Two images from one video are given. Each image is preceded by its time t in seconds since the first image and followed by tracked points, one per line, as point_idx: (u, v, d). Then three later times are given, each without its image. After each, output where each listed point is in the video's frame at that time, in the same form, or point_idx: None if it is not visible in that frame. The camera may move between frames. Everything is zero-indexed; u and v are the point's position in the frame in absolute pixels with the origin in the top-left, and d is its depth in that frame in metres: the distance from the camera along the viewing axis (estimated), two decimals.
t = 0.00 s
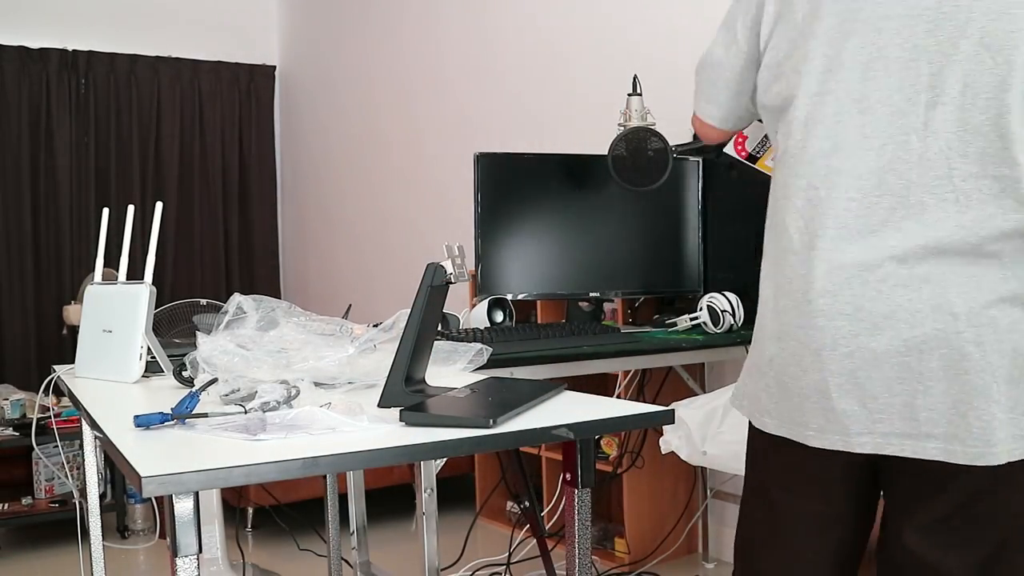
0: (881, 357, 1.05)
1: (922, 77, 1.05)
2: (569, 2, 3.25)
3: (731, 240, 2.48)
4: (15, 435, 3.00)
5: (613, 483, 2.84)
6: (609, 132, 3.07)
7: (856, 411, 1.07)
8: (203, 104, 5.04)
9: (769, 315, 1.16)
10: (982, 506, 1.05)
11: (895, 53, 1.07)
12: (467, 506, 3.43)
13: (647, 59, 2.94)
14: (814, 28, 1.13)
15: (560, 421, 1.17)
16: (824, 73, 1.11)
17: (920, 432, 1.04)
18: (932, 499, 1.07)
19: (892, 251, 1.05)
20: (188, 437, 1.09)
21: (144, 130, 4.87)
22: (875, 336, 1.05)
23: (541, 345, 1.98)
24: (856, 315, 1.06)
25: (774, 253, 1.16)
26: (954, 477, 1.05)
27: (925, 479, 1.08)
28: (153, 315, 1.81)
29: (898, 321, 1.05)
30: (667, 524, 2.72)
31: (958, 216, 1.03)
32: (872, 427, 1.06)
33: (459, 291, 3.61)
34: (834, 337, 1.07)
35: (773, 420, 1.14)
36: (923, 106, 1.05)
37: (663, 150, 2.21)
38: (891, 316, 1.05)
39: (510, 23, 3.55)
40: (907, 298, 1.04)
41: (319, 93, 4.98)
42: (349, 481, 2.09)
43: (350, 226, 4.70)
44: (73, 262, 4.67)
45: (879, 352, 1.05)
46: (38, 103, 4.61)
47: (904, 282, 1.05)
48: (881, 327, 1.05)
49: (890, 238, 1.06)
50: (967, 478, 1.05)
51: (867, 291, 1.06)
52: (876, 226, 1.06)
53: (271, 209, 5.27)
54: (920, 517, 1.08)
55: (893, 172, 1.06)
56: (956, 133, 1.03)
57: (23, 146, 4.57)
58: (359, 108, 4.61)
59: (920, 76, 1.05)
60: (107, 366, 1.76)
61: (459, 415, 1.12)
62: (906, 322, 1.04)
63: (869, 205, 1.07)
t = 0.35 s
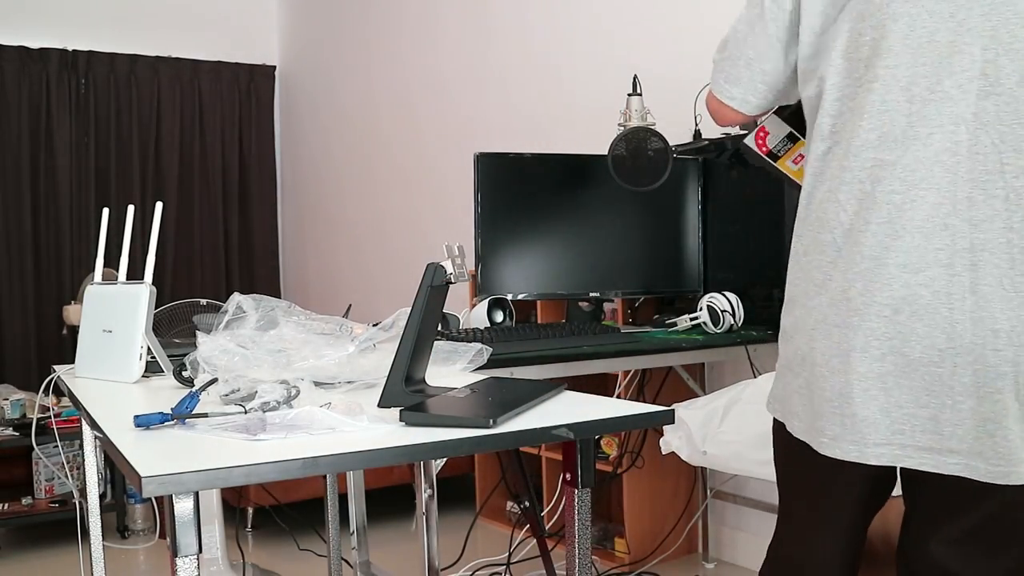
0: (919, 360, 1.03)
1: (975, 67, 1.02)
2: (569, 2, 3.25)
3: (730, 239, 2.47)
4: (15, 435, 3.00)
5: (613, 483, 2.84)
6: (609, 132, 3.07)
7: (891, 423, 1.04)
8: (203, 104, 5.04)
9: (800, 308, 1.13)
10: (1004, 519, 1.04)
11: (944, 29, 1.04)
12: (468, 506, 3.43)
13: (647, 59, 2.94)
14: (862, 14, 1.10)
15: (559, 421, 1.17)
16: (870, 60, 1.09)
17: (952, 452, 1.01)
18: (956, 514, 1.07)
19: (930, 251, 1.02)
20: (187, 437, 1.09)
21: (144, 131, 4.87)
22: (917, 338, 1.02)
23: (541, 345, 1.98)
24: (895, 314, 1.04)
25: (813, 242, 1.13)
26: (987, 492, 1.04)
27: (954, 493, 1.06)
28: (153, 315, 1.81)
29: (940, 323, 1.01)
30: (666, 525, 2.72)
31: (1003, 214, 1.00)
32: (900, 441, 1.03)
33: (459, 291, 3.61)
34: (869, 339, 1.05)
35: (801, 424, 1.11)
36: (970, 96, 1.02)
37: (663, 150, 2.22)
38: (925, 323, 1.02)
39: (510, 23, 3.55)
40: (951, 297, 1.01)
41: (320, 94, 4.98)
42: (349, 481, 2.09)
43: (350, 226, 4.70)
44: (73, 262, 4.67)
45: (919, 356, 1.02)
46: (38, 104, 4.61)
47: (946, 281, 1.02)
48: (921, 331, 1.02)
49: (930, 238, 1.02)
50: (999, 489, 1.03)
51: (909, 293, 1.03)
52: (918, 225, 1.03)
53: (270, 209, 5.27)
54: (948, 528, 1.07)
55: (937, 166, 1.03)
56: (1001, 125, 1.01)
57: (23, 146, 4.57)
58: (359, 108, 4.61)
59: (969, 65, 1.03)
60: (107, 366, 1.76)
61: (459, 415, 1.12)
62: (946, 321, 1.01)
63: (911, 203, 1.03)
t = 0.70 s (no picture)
0: (899, 334, 0.92)
1: (969, 38, 0.88)
2: (569, 2, 3.25)
3: (730, 241, 2.48)
4: (15, 435, 3.00)
5: (613, 483, 2.84)
6: (609, 131, 3.07)
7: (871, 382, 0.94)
8: (203, 104, 5.04)
9: (787, 259, 1.06)
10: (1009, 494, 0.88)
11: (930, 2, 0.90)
12: (468, 506, 3.43)
13: (647, 59, 2.94)
14: (850, 12, 0.96)
15: (560, 421, 1.17)
16: (855, 55, 0.96)
17: (933, 415, 0.90)
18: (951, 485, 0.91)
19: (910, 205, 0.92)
20: (187, 437, 1.09)
21: (144, 131, 4.87)
22: (899, 308, 0.92)
23: (541, 345, 1.98)
24: (876, 275, 0.95)
25: (798, 207, 1.05)
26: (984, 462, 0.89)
27: (947, 461, 0.91)
28: (153, 315, 1.81)
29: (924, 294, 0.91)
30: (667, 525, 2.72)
31: (996, 179, 0.87)
32: (882, 407, 0.93)
33: (459, 291, 3.61)
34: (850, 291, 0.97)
35: (788, 369, 1.04)
36: (965, 69, 0.88)
37: (663, 150, 2.22)
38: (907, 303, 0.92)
39: (510, 23, 3.55)
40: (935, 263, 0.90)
41: (319, 94, 4.98)
42: (349, 481, 2.09)
43: (350, 226, 4.70)
44: (72, 262, 4.67)
45: (904, 328, 0.92)
46: (38, 104, 4.61)
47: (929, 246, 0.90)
48: (901, 295, 0.93)
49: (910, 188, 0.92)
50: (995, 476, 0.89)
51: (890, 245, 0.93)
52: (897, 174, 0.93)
53: (271, 210, 5.28)
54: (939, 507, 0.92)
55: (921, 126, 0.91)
56: (1001, 84, 0.86)
57: (23, 147, 4.57)
58: (359, 109, 4.61)
59: (967, 39, 0.88)
60: (106, 366, 1.76)
61: (458, 416, 1.12)
62: (929, 301, 0.90)
63: (893, 152, 0.93)
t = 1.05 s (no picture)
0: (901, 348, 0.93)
1: (973, 38, 0.88)
2: (569, 2, 3.25)
3: (730, 241, 2.48)
4: (15, 435, 3.00)
5: (613, 483, 2.84)
6: (608, 132, 3.07)
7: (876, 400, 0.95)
8: (203, 104, 5.04)
9: (788, 282, 1.06)
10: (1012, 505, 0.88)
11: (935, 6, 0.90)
12: (468, 506, 3.43)
13: (647, 59, 2.94)
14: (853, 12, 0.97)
15: (560, 421, 1.17)
16: (860, 61, 0.96)
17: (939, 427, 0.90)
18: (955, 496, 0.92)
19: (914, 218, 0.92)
20: (187, 437, 1.09)
21: (144, 132, 4.87)
22: (902, 320, 0.92)
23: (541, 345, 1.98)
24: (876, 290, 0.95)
25: (797, 208, 1.05)
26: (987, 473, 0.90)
27: (951, 470, 0.92)
28: (153, 315, 1.81)
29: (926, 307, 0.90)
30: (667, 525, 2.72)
31: (999, 184, 0.87)
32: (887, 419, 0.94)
33: (459, 291, 3.61)
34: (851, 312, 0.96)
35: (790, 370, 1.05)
36: (969, 67, 0.88)
37: (663, 150, 2.22)
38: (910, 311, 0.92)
39: (509, 22, 3.55)
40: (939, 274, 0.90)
41: (319, 94, 4.98)
42: (349, 481, 2.09)
43: (350, 227, 4.69)
44: (72, 262, 4.67)
45: (907, 339, 0.92)
46: (38, 104, 4.61)
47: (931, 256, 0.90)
48: (901, 308, 0.92)
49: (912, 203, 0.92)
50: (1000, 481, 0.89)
51: (892, 261, 0.93)
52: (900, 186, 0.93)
53: (271, 210, 5.27)
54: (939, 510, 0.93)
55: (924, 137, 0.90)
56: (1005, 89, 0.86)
57: (23, 147, 4.57)
58: (359, 109, 4.61)
59: (969, 37, 0.88)
60: (106, 366, 1.76)
61: (458, 416, 1.12)
62: (932, 309, 0.90)
63: (897, 164, 0.93)
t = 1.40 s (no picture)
0: (942, 349, 1.02)
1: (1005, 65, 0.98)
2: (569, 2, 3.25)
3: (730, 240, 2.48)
4: (15, 435, 3.00)
5: (613, 483, 2.84)
6: (608, 131, 3.07)
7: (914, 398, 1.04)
8: (202, 104, 5.03)
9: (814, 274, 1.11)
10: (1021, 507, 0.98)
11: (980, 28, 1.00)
12: (468, 506, 3.43)
13: (647, 59, 2.94)
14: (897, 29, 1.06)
15: (559, 421, 1.17)
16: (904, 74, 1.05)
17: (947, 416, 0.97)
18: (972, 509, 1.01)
19: (954, 226, 1.03)
20: (187, 437, 1.09)
21: (144, 132, 4.87)
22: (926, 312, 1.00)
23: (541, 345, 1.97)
24: (916, 292, 1.04)
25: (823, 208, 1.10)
26: (994, 474, 1.00)
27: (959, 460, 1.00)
28: (153, 315, 1.81)
29: (972, 313, 1.00)
30: (667, 525, 2.72)
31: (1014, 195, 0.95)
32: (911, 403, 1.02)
33: (459, 291, 3.61)
34: (885, 311, 1.05)
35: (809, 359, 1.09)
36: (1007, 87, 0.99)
37: (663, 150, 2.20)
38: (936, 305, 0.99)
39: (509, 23, 3.55)
40: (985, 284, 1.00)
41: (319, 95, 4.98)
42: (349, 481, 2.09)
43: (350, 227, 4.69)
44: (72, 262, 4.67)
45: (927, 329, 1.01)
46: (37, 104, 4.61)
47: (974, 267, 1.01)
48: (945, 312, 1.02)
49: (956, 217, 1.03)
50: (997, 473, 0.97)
51: (929, 268, 1.03)
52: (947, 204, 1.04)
53: (271, 210, 5.27)
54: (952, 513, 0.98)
55: (972, 145, 1.02)
56: None
57: (22, 147, 4.57)
58: (359, 109, 4.61)
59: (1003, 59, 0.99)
60: (106, 366, 1.76)
61: (458, 416, 1.12)
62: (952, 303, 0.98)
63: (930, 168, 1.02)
